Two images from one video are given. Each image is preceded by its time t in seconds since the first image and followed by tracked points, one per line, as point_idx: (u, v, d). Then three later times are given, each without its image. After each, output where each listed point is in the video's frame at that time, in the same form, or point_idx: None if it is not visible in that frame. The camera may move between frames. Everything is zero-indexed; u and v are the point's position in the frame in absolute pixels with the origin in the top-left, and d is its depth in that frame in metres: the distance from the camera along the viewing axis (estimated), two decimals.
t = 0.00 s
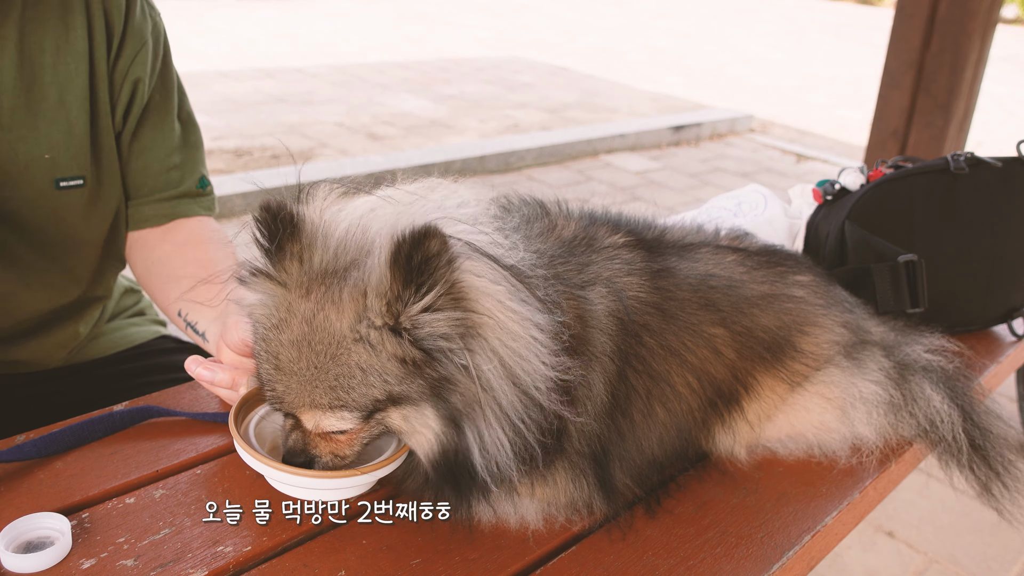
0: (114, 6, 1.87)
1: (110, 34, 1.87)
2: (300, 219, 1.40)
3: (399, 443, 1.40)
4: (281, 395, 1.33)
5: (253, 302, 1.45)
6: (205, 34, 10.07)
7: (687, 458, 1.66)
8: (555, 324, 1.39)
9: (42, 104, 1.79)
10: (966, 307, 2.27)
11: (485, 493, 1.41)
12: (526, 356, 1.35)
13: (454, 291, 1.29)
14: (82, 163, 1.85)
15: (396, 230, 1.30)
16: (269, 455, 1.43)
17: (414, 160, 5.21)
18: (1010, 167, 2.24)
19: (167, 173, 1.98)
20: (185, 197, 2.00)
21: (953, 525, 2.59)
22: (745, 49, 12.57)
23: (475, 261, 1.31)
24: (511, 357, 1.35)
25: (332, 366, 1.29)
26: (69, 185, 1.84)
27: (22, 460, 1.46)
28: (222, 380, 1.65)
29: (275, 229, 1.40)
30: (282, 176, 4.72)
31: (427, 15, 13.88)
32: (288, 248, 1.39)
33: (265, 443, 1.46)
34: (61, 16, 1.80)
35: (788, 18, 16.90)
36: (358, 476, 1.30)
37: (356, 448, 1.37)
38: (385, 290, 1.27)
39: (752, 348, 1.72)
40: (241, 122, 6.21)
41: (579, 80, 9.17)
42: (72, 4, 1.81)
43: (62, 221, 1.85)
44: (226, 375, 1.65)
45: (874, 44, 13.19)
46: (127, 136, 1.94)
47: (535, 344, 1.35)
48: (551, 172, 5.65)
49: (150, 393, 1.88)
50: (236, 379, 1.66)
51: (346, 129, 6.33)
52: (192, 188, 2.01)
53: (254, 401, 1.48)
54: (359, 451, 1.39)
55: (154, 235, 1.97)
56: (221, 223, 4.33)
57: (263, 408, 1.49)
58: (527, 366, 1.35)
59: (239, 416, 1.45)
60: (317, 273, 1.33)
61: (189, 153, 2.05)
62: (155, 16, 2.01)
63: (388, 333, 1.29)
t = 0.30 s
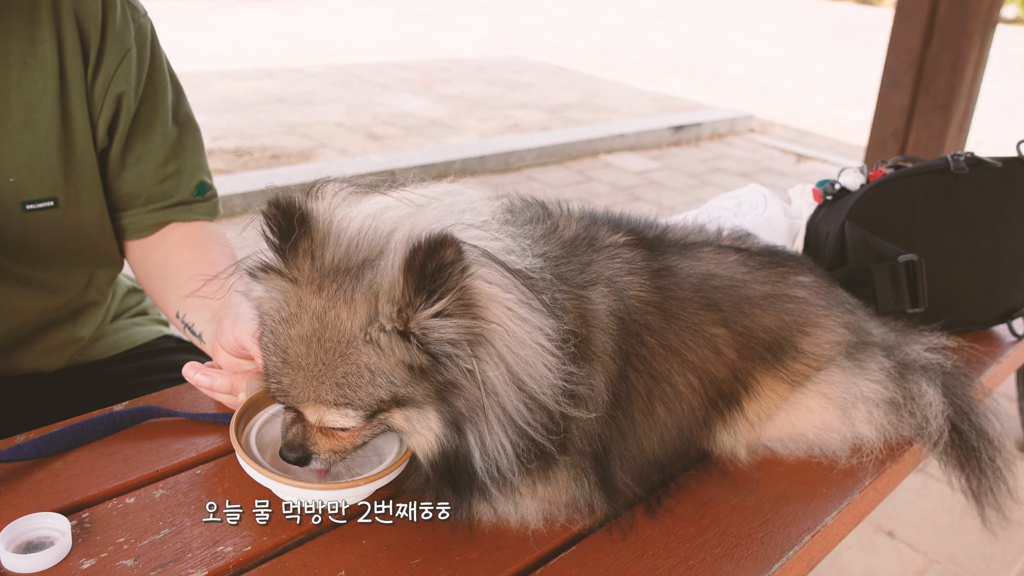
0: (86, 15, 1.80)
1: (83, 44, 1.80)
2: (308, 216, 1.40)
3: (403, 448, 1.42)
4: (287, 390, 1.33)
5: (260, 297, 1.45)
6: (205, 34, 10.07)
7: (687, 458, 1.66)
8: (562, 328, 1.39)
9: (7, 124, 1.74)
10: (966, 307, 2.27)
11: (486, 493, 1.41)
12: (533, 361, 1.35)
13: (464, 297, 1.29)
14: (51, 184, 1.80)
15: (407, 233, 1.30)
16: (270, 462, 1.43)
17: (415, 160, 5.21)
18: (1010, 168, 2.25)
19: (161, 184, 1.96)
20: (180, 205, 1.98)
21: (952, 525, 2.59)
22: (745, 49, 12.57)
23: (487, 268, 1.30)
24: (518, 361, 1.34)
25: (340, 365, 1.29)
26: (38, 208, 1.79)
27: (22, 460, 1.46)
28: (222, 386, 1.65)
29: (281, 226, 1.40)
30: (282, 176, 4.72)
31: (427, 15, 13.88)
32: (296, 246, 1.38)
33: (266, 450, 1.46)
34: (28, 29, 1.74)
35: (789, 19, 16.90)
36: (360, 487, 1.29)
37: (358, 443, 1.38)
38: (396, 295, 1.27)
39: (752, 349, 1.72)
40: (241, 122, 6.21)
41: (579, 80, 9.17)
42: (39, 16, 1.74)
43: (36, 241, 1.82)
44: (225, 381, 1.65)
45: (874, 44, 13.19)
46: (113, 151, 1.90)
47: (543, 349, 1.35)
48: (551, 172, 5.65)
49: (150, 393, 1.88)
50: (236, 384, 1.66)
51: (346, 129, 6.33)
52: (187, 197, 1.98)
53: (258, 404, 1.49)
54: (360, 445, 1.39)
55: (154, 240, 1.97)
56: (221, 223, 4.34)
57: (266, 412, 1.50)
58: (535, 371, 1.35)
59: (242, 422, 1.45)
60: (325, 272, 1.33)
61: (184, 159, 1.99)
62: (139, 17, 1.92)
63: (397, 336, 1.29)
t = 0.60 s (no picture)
0: (76, 19, 1.78)
1: (74, 50, 1.78)
2: (314, 214, 1.41)
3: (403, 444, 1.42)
4: (286, 388, 1.34)
5: (261, 295, 1.46)
6: (205, 34, 10.06)
7: (687, 458, 1.66)
8: (562, 327, 1.39)
9: None
10: (967, 307, 2.27)
11: (486, 491, 1.42)
12: (533, 359, 1.35)
13: (463, 296, 1.29)
14: (41, 191, 1.79)
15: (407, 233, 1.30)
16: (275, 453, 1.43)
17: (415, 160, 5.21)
18: (1010, 168, 2.25)
19: (154, 189, 1.95)
20: (173, 211, 1.97)
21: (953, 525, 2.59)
22: (745, 49, 12.57)
23: (486, 267, 1.30)
24: (518, 359, 1.34)
25: (340, 365, 1.29)
26: (28, 214, 1.79)
27: (22, 460, 1.46)
28: (225, 381, 1.65)
29: (286, 225, 1.41)
30: (282, 176, 4.72)
31: (428, 15, 13.88)
32: (301, 245, 1.39)
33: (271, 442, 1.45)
34: (17, 34, 1.72)
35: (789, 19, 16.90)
36: (366, 476, 1.31)
37: (356, 441, 1.38)
38: (396, 294, 1.28)
39: (752, 348, 1.72)
40: (241, 122, 6.21)
41: (579, 80, 9.17)
42: (29, 22, 1.73)
43: (28, 246, 1.82)
44: (229, 376, 1.65)
45: (874, 44, 13.19)
46: (107, 156, 1.88)
47: (543, 348, 1.35)
48: (551, 172, 5.65)
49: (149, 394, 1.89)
50: (239, 379, 1.66)
51: (346, 129, 6.33)
52: (180, 203, 1.97)
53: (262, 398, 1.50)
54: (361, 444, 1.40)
55: (145, 245, 1.96)
56: (221, 223, 4.33)
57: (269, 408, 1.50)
58: (535, 370, 1.35)
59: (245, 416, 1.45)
60: (328, 271, 1.33)
61: (179, 164, 1.98)
62: (132, 21, 1.90)
63: (397, 335, 1.30)
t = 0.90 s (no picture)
0: (75, 21, 1.78)
1: (72, 51, 1.78)
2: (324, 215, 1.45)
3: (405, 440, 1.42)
4: (287, 380, 1.34)
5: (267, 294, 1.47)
6: (205, 34, 10.06)
7: (687, 457, 1.66)
8: (562, 322, 1.39)
9: None
10: (967, 308, 2.27)
11: (487, 488, 1.42)
12: (532, 353, 1.35)
13: (462, 288, 1.30)
14: (38, 193, 1.79)
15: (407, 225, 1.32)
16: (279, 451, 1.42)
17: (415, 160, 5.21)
18: (1010, 167, 2.24)
19: (151, 191, 1.95)
20: (171, 213, 1.96)
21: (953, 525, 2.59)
22: (745, 49, 12.57)
23: (486, 259, 1.31)
24: (516, 354, 1.35)
25: (341, 357, 1.30)
26: (25, 216, 1.79)
27: (21, 460, 1.46)
28: (226, 380, 1.65)
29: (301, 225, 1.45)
30: (282, 176, 4.72)
31: (428, 15, 13.88)
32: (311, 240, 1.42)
33: (273, 439, 1.45)
34: (16, 35, 1.72)
35: (789, 18, 16.89)
36: (369, 473, 1.31)
37: (357, 436, 1.39)
38: (394, 284, 1.29)
39: (752, 346, 1.72)
40: (241, 122, 6.21)
41: (579, 80, 9.17)
42: (28, 24, 1.73)
43: (25, 248, 1.82)
44: (229, 375, 1.65)
45: (874, 44, 13.19)
46: (103, 158, 1.88)
47: (543, 341, 1.35)
48: (551, 172, 5.65)
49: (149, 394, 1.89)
50: (240, 378, 1.66)
51: (345, 129, 6.33)
52: (177, 205, 1.97)
53: (267, 394, 1.50)
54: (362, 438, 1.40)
55: (143, 247, 1.96)
56: (220, 223, 4.34)
57: (269, 407, 1.49)
58: (533, 367, 1.36)
59: (247, 412, 1.45)
60: (331, 264, 1.35)
61: (177, 166, 1.98)
62: (130, 23, 1.90)
63: (396, 326, 1.30)
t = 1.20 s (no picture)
0: (77, 17, 1.78)
1: (73, 48, 1.78)
2: (329, 212, 1.45)
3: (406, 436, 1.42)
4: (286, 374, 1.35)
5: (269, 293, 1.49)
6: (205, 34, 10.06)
7: (687, 457, 1.66)
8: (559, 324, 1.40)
9: None
10: (967, 308, 2.27)
11: (487, 488, 1.43)
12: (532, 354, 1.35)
13: (464, 288, 1.31)
14: (41, 189, 1.79)
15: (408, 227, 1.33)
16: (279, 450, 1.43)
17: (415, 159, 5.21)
18: (1010, 168, 2.24)
19: (150, 188, 1.95)
20: (169, 210, 1.97)
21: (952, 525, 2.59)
22: (745, 49, 12.57)
23: (488, 261, 1.31)
24: (513, 354, 1.35)
25: (338, 353, 1.30)
26: (28, 212, 1.79)
27: (22, 460, 1.46)
28: (226, 380, 1.65)
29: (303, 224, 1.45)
30: (282, 176, 4.72)
31: (427, 15, 13.89)
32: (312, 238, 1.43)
33: (274, 439, 1.45)
34: (17, 31, 1.72)
35: (788, 18, 16.88)
36: (370, 469, 1.30)
37: (359, 433, 1.40)
38: (394, 283, 1.29)
39: (752, 346, 1.72)
40: (240, 122, 6.21)
41: (579, 80, 9.17)
42: (29, 20, 1.73)
43: (26, 244, 1.82)
44: (229, 375, 1.65)
45: (874, 44, 13.19)
46: (103, 155, 1.88)
47: (541, 338, 1.36)
48: (551, 172, 5.65)
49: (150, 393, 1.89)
50: (240, 379, 1.66)
51: (345, 129, 6.33)
52: (176, 202, 1.97)
53: (268, 393, 1.50)
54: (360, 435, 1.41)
55: (143, 245, 1.96)
56: (220, 223, 4.34)
57: (270, 406, 1.50)
58: (531, 366, 1.36)
59: (247, 413, 1.45)
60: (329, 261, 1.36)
61: (175, 163, 1.99)
62: (130, 19, 1.90)
63: (394, 324, 1.30)
